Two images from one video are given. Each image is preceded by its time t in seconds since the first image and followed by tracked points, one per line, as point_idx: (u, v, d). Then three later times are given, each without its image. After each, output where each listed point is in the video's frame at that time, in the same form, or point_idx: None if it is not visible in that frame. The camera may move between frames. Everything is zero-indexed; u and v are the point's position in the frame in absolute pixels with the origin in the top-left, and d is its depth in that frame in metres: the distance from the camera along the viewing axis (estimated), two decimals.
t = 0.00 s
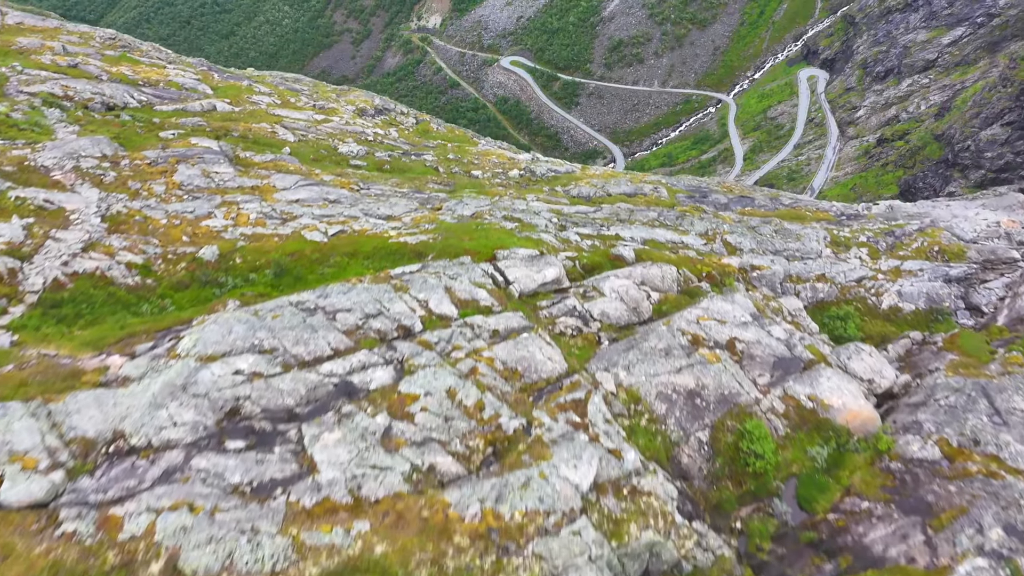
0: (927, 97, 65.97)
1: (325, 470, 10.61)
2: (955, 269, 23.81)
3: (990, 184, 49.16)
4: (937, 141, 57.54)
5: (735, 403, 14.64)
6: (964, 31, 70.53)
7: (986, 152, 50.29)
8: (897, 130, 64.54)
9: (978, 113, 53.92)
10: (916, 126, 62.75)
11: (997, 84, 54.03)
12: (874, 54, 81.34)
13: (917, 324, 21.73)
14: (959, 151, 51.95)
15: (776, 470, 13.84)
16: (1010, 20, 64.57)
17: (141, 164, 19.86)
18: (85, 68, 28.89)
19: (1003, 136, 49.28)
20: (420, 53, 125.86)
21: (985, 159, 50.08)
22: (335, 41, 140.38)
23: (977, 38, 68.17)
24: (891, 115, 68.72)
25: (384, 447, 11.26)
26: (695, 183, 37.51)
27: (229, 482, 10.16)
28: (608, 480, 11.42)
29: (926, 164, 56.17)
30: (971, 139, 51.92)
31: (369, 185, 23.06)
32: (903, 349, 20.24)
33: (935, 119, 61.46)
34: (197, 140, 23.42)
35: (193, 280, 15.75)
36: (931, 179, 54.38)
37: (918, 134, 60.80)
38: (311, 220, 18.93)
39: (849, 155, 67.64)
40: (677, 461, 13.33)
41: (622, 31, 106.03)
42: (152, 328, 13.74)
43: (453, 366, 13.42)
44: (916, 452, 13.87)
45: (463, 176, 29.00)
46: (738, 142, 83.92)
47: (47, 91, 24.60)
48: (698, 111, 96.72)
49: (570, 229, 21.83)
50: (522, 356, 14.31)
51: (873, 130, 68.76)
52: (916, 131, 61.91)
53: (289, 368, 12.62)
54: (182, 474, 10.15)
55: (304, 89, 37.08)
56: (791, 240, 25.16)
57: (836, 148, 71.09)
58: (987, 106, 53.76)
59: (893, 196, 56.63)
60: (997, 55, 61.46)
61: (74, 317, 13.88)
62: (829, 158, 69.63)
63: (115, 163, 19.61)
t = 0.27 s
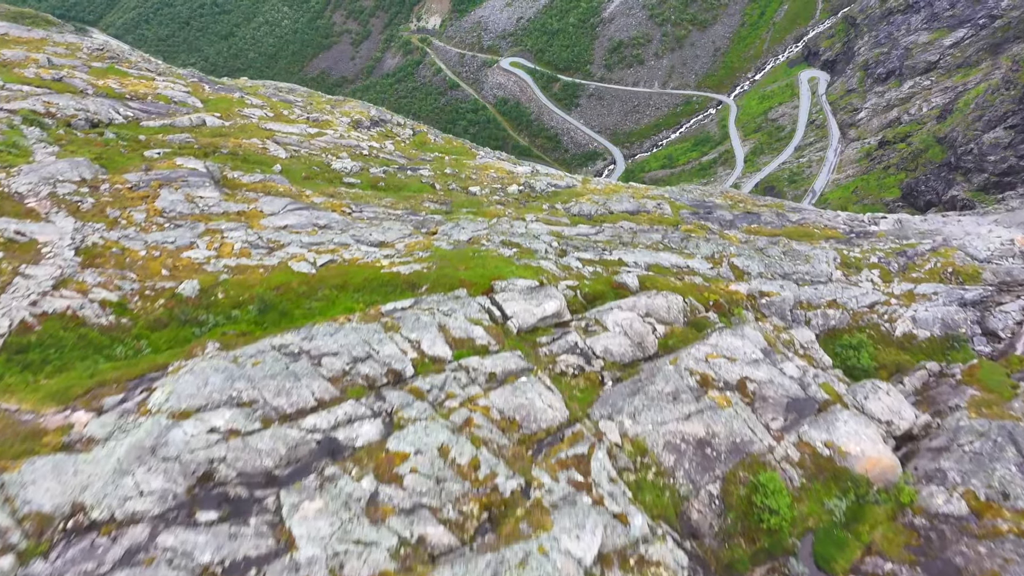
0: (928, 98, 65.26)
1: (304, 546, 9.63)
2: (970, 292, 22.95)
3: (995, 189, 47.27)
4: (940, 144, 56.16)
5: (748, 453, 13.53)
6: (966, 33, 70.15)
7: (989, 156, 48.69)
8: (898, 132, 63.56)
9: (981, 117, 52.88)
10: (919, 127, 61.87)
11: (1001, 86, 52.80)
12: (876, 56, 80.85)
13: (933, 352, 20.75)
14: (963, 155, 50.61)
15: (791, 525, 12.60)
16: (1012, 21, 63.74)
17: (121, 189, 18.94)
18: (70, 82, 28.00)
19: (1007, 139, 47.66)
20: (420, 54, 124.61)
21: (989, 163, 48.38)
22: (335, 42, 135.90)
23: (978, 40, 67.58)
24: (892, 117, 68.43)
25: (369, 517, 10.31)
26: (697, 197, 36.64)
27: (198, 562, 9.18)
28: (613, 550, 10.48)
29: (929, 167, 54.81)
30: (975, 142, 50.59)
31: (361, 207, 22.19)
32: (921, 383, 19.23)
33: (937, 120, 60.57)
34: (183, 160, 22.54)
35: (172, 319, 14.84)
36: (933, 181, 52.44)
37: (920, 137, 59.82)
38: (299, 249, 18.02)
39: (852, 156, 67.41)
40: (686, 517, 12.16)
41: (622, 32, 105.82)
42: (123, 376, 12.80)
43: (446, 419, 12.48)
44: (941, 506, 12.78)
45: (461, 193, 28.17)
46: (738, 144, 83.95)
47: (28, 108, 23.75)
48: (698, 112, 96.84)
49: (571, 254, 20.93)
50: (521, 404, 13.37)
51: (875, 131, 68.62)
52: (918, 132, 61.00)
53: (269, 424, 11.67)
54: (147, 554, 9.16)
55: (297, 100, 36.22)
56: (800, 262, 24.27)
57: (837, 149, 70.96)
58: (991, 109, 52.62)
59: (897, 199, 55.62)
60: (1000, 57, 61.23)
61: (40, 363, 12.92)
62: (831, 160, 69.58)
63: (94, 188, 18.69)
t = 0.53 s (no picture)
0: (930, 101, 67.06)
1: None
2: (986, 315, 21.99)
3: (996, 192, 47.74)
4: (942, 147, 57.34)
5: (762, 504, 12.35)
6: (968, 34, 71.72)
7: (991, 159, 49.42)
8: (901, 134, 65.13)
9: (983, 119, 53.89)
10: (921, 130, 63.42)
11: (1003, 89, 53.83)
12: (877, 57, 82.50)
13: (949, 380, 19.66)
14: (965, 158, 51.72)
15: None
16: (1013, 23, 65.31)
17: (100, 213, 18.04)
18: (55, 95, 27.15)
19: (1010, 142, 48.43)
20: (420, 55, 124.77)
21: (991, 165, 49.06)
22: (335, 43, 135.76)
23: (981, 41, 69.25)
24: (894, 119, 70.05)
25: None
26: (700, 210, 35.82)
27: None
28: None
29: (930, 170, 55.85)
30: (977, 145, 51.62)
31: (354, 228, 21.34)
32: (938, 416, 17.59)
33: (939, 123, 62.02)
34: (168, 179, 21.68)
35: (148, 358, 13.95)
36: (935, 184, 53.80)
37: (922, 139, 61.15)
38: (286, 278, 17.14)
39: (853, 159, 69.41)
40: None
41: (622, 33, 106.04)
42: (92, 427, 11.85)
43: (438, 475, 11.55)
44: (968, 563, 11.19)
45: (458, 210, 27.39)
46: (739, 146, 84.07)
47: (8, 124, 22.90)
48: (699, 113, 96.07)
49: (571, 279, 20.06)
50: (519, 454, 12.42)
51: (876, 135, 70.41)
52: (921, 135, 62.49)
53: (246, 482, 10.71)
54: None
55: (290, 111, 35.37)
56: (810, 284, 23.39)
57: (839, 153, 72.86)
58: (992, 112, 53.65)
59: (898, 202, 56.84)
60: (1002, 59, 63.13)
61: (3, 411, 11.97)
62: (833, 163, 71.23)
63: (71, 213, 17.79)
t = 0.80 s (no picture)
0: (931, 103, 66.51)
1: None
2: (1002, 340, 21.14)
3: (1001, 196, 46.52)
4: (946, 150, 56.00)
5: (776, 564, 11.54)
6: (971, 35, 70.94)
7: (994, 163, 48.41)
8: (902, 137, 64.20)
9: (986, 122, 52.79)
10: (922, 133, 62.45)
11: (1006, 92, 52.62)
12: (878, 59, 81.66)
13: (966, 412, 18.67)
14: (968, 161, 50.54)
15: None
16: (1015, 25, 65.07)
17: (79, 242, 17.25)
18: (39, 109, 26.36)
19: (1013, 145, 47.38)
20: (419, 56, 125.00)
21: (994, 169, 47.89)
22: (334, 44, 136.20)
23: (982, 43, 68.67)
24: (896, 121, 69.12)
25: None
26: (704, 224, 35.08)
27: None
28: None
29: (933, 174, 55.14)
30: (980, 149, 50.42)
31: (346, 253, 20.53)
32: (957, 453, 16.75)
33: (941, 125, 61.07)
34: (152, 200, 20.87)
35: (123, 405, 13.12)
36: (938, 188, 52.80)
37: (924, 142, 60.03)
38: (272, 311, 16.33)
39: (854, 161, 68.51)
40: None
41: (622, 34, 106.63)
42: (58, 485, 10.97)
43: (429, 541, 10.65)
44: None
45: (455, 229, 26.59)
46: (739, 147, 83.70)
47: None
48: (698, 116, 96.33)
49: (572, 307, 19.25)
50: (516, 513, 11.52)
51: (877, 137, 69.23)
52: (922, 137, 61.69)
53: (221, 552, 9.80)
54: None
55: (284, 123, 34.60)
56: (819, 308, 22.58)
57: (839, 155, 72.03)
58: (995, 115, 52.51)
59: (901, 205, 55.94)
60: (1004, 62, 62.76)
61: None
62: (834, 164, 70.91)
63: (48, 242, 17.01)
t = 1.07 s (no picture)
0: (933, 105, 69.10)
1: None
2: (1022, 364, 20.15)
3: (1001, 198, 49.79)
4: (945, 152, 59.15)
5: None
6: (972, 37, 74.43)
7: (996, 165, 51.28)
8: (904, 138, 67.38)
9: (988, 125, 55.18)
10: (924, 134, 65.30)
11: (1008, 94, 54.04)
12: (879, 60, 84.85)
13: (984, 441, 17.63)
14: (970, 163, 53.53)
15: None
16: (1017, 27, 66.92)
17: (57, 268, 16.42)
18: (24, 121, 25.60)
19: (1016, 148, 50.05)
20: (419, 57, 129.73)
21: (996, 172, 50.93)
22: (334, 45, 145.57)
23: (984, 44, 71.57)
24: (897, 123, 72.34)
25: None
26: (707, 236, 34.47)
27: None
28: None
29: (935, 175, 57.83)
30: (982, 151, 53.24)
31: (338, 275, 19.74)
32: (977, 488, 15.58)
33: (942, 127, 64.10)
34: (137, 220, 20.05)
35: (96, 450, 12.19)
36: (940, 191, 55.84)
37: (926, 143, 63.48)
38: (258, 342, 15.52)
39: (855, 162, 71.00)
40: None
41: (623, 35, 110.34)
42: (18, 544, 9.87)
43: None
44: None
45: (453, 244, 25.84)
46: (740, 149, 86.74)
47: None
48: (698, 117, 99.83)
49: (573, 332, 18.40)
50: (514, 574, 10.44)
51: (879, 138, 72.39)
52: (924, 139, 64.67)
53: None
54: None
55: (279, 132, 33.86)
56: (829, 330, 21.78)
57: (842, 156, 74.64)
58: (997, 118, 54.40)
59: (903, 208, 58.94)
60: (1005, 62, 64.82)
61: None
62: (834, 166, 72.52)
63: (23, 269, 16.20)
